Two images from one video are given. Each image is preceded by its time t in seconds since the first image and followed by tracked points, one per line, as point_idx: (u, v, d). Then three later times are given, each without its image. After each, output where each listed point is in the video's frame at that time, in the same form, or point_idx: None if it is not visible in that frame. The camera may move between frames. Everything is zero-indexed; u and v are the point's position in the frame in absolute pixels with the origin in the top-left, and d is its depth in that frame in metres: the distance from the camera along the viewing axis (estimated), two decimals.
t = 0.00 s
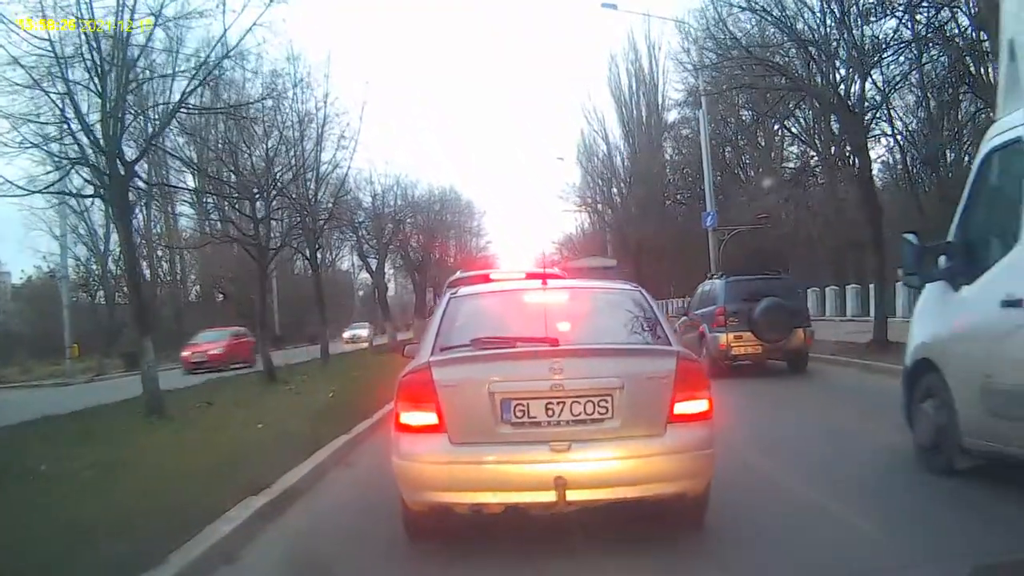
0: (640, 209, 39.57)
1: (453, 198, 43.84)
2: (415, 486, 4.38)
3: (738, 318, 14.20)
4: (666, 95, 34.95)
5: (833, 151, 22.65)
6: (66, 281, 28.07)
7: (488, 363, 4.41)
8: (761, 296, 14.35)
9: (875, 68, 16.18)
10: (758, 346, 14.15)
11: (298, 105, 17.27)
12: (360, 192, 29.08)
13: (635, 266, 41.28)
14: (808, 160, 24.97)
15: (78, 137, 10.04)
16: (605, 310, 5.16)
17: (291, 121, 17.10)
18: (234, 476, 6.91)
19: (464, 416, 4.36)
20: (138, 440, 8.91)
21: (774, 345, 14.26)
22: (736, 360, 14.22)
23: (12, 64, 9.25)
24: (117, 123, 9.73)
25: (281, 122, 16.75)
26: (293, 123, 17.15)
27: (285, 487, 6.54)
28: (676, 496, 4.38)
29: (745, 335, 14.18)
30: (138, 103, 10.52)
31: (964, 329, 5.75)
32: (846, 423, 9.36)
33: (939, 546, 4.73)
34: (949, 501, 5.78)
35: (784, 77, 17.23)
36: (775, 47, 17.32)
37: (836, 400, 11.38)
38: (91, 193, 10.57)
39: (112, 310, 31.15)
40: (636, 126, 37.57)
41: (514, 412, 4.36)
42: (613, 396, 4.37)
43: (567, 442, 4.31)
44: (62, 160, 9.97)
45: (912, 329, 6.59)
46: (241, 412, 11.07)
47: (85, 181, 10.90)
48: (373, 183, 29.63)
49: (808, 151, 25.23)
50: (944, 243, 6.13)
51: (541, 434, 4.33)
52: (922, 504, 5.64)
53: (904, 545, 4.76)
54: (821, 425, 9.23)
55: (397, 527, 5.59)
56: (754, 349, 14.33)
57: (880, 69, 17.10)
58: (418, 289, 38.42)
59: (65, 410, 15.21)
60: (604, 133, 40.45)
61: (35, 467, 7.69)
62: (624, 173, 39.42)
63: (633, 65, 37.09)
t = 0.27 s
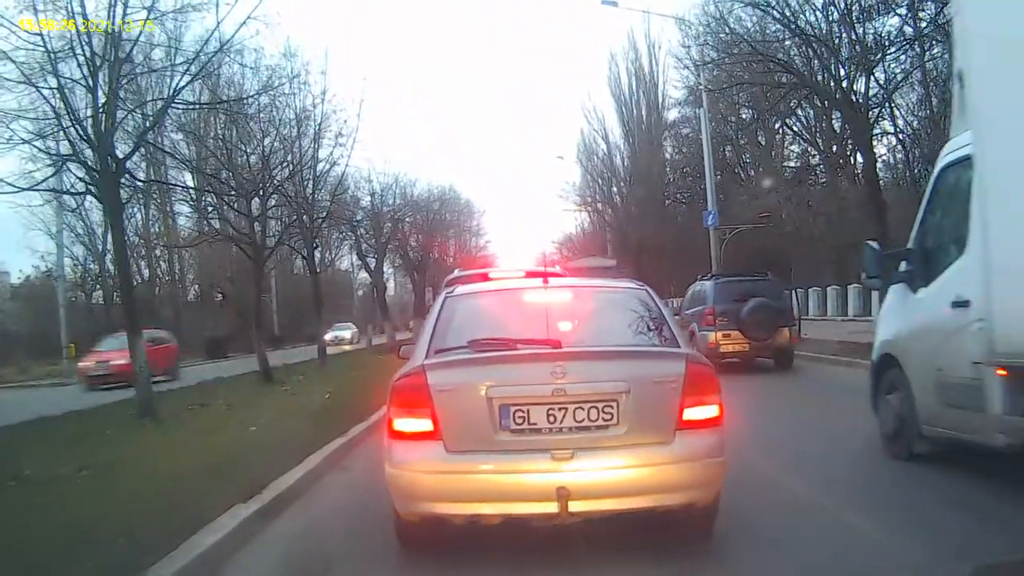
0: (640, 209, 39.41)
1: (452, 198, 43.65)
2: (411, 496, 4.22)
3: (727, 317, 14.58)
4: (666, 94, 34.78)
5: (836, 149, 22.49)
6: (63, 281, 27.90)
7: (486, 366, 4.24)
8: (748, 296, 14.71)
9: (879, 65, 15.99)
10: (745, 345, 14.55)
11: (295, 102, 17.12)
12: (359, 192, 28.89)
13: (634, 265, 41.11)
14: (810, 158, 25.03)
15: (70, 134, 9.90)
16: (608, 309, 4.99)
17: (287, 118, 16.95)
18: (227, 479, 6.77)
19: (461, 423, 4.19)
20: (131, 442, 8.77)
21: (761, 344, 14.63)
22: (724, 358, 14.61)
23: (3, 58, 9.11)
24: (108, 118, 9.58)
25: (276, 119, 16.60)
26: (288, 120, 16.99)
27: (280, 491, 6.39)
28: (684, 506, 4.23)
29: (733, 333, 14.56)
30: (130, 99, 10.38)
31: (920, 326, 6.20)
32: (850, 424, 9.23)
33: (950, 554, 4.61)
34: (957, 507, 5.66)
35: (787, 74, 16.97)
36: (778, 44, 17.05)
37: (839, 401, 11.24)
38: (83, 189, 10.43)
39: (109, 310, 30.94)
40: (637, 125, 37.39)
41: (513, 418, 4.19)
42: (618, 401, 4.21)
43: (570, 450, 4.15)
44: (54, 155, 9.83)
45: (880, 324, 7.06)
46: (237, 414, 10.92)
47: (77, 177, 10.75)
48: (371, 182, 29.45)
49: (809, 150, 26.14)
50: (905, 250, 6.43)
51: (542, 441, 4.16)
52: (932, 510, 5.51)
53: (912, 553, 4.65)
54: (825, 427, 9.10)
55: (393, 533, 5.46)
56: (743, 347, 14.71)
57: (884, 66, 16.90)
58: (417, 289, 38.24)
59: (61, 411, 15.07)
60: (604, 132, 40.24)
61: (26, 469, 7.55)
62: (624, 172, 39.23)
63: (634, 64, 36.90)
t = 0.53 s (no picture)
0: (640, 209, 39.31)
1: (452, 198, 43.53)
2: (407, 503, 4.10)
3: (715, 317, 15.04)
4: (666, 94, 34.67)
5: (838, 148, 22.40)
6: (61, 281, 27.78)
7: (485, 369, 4.13)
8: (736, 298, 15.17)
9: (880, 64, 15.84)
10: (732, 344, 14.91)
11: (292, 100, 17.01)
12: (358, 191, 28.78)
13: (634, 265, 40.98)
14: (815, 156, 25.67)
15: (64, 131, 9.80)
16: (611, 309, 4.88)
17: (285, 117, 16.83)
18: (222, 481, 6.67)
19: (459, 428, 4.07)
20: (126, 444, 8.66)
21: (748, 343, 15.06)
22: (713, 357, 14.98)
23: None
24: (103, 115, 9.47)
25: (274, 118, 16.48)
26: (286, 118, 16.88)
27: (275, 494, 6.28)
28: (690, 514, 4.11)
29: (721, 332, 15.01)
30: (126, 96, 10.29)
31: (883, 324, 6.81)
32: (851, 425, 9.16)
33: (956, 559, 4.51)
34: (962, 509, 5.58)
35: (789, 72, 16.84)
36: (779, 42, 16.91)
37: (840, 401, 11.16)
38: (77, 188, 10.32)
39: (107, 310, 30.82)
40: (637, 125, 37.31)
41: (513, 423, 4.07)
42: (623, 405, 4.09)
43: (572, 456, 4.04)
44: (47, 153, 9.71)
45: (846, 322, 7.65)
46: (233, 415, 10.84)
47: (71, 176, 10.64)
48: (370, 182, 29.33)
49: (810, 152, 27.01)
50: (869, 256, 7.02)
51: (543, 446, 4.04)
52: (936, 512, 5.45)
53: (917, 557, 4.55)
54: (825, 428, 9.02)
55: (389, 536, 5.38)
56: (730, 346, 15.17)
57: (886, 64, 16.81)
58: (416, 289, 38.13)
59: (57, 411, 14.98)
60: (604, 132, 40.09)
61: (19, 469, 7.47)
62: (624, 172, 39.09)
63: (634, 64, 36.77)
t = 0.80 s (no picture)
0: (641, 208, 39.24)
1: (452, 197, 43.42)
2: (405, 508, 4.02)
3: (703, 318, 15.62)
4: (667, 93, 34.60)
5: (838, 148, 22.34)
6: (59, 280, 27.68)
7: (485, 371, 4.06)
8: (723, 299, 15.77)
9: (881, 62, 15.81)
10: (721, 343, 15.40)
11: (291, 99, 16.92)
12: (357, 191, 28.71)
13: (634, 265, 40.90)
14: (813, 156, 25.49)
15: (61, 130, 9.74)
16: (613, 309, 4.81)
17: (284, 116, 16.77)
18: (220, 482, 6.60)
19: (458, 432, 4.00)
20: (122, 445, 8.59)
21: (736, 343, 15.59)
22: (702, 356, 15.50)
23: None
24: (99, 114, 9.43)
25: (273, 117, 16.43)
26: (285, 117, 16.82)
27: (273, 495, 6.22)
28: (694, 519, 4.04)
29: (710, 332, 15.56)
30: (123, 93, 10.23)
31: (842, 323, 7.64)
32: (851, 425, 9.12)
33: (960, 559, 4.45)
34: (966, 509, 5.52)
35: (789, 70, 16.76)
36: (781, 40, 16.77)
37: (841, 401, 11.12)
38: (73, 186, 10.26)
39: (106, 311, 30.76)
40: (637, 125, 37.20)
41: (513, 426, 4.00)
42: (626, 408, 4.03)
43: (573, 459, 3.97)
44: (43, 152, 9.66)
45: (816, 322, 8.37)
46: (230, 416, 10.77)
47: (68, 175, 10.58)
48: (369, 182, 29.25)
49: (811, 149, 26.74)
50: (833, 262, 7.77)
51: (544, 450, 3.98)
52: (937, 513, 5.41)
53: (921, 558, 4.49)
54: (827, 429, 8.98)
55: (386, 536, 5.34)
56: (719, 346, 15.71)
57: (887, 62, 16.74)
58: (416, 289, 38.06)
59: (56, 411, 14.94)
60: (604, 132, 40.00)
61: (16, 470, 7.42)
62: (624, 172, 39.00)
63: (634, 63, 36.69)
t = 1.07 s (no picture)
0: (641, 208, 39.18)
1: (452, 197, 43.36)
2: (405, 510, 3.99)
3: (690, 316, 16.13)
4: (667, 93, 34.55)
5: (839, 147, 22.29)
6: (59, 280, 27.65)
7: (485, 372, 4.03)
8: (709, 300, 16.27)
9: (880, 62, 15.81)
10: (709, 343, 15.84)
11: (290, 98, 16.88)
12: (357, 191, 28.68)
13: (634, 265, 40.83)
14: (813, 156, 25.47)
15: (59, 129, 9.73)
16: (614, 309, 4.78)
17: (284, 116, 16.76)
18: (218, 483, 6.56)
19: (457, 434, 3.98)
20: (120, 445, 8.55)
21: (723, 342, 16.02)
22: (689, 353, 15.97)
23: None
24: (98, 113, 9.42)
25: (272, 117, 16.41)
26: (285, 117, 16.80)
27: (272, 496, 6.18)
28: (696, 521, 4.01)
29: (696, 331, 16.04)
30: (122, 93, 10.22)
31: (813, 320, 8.60)
32: (851, 425, 9.10)
33: (962, 560, 4.42)
34: (966, 509, 5.49)
35: (790, 70, 16.70)
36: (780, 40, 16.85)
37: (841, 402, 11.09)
38: (71, 186, 10.22)
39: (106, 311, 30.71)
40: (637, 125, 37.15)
41: (513, 428, 3.97)
42: (627, 409, 4.00)
43: (574, 461, 3.94)
44: (41, 152, 9.64)
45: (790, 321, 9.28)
46: (229, 416, 10.75)
47: (66, 174, 10.54)
48: (368, 182, 29.17)
49: (811, 149, 26.20)
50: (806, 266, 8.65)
51: (544, 452, 3.95)
52: (937, 513, 5.39)
53: (922, 559, 4.46)
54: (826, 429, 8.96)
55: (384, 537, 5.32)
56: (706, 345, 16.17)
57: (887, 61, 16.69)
58: (416, 289, 38.01)
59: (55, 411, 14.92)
60: (604, 132, 39.92)
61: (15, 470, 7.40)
62: (625, 172, 38.91)
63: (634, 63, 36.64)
